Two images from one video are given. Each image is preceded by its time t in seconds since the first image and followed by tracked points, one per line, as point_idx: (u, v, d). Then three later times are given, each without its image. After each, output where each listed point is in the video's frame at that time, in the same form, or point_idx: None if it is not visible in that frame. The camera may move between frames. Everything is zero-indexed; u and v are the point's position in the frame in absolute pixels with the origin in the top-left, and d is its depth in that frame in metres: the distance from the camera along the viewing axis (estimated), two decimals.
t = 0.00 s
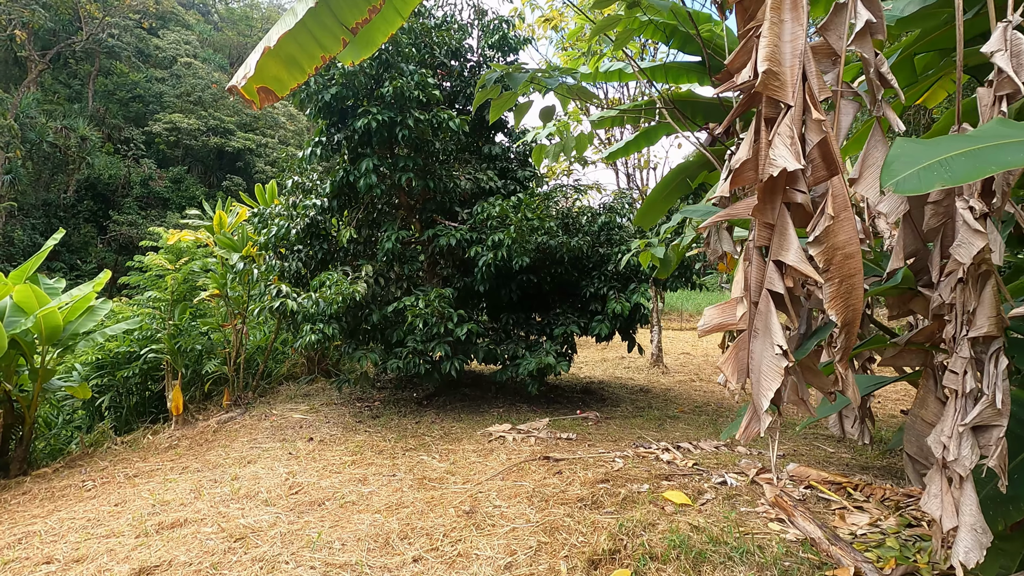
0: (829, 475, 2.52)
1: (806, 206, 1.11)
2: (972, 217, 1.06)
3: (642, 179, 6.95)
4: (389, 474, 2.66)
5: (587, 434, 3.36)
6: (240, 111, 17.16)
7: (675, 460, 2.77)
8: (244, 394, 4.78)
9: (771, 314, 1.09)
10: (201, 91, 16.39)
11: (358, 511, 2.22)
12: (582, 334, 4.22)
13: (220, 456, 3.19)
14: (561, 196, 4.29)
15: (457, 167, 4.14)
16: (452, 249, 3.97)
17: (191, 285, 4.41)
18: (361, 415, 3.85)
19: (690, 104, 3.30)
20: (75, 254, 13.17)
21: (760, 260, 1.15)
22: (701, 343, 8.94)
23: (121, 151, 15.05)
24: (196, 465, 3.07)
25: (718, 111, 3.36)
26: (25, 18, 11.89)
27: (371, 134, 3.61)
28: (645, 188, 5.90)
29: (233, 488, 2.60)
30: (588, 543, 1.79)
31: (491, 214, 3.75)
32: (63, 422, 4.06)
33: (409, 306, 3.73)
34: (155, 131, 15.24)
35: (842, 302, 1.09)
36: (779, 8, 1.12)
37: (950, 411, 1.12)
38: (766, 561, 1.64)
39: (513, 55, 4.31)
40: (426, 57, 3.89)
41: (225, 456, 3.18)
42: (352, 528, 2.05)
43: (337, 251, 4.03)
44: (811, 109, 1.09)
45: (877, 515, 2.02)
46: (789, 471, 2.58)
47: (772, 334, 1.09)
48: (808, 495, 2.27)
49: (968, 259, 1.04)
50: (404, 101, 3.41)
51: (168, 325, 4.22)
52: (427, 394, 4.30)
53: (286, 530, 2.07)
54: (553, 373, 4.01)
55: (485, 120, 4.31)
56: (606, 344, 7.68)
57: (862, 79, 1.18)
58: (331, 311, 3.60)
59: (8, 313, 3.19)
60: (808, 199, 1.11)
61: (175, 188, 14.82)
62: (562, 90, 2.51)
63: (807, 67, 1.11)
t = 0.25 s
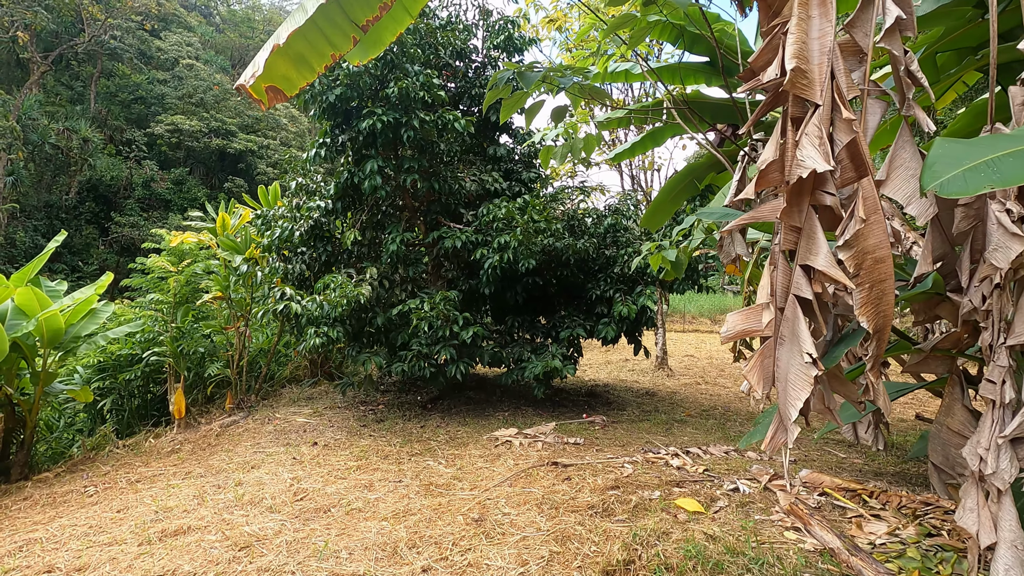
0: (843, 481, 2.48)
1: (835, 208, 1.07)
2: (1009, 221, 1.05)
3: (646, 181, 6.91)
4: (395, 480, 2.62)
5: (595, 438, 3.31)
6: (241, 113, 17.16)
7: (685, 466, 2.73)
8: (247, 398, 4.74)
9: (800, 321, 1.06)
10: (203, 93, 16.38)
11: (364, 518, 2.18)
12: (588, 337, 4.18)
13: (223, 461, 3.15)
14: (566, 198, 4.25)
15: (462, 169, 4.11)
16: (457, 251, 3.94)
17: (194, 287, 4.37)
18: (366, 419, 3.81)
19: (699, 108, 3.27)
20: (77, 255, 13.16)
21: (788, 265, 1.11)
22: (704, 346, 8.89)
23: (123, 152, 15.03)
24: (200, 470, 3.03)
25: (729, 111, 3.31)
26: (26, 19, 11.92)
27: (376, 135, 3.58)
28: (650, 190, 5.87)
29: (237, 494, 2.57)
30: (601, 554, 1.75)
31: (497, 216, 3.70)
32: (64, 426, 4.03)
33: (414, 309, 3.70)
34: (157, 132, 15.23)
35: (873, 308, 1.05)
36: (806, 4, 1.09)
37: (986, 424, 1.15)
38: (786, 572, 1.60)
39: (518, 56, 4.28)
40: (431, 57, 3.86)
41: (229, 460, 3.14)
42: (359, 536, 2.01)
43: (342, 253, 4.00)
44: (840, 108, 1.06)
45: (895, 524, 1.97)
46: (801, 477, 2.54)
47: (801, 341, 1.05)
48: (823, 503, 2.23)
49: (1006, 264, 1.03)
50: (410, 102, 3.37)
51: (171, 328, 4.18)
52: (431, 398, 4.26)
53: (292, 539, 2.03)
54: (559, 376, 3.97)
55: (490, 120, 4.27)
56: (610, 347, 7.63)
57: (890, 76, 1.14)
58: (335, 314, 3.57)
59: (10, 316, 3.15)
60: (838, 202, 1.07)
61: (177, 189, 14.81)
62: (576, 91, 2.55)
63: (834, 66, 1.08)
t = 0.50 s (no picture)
0: (863, 487, 2.45)
1: (876, 211, 1.05)
2: None
3: (653, 183, 6.89)
4: (409, 485, 2.60)
5: (607, 443, 3.28)
6: (246, 115, 17.19)
7: (701, 471, 2.69)
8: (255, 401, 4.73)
9: (840, 327, 1.03)
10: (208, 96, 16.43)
11: (379, 524, 2.15)
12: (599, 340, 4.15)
13: (233, 465, 3.13)
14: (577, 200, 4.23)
15: (472, 171, 4.09)
16: (468, 254, 3.92)
17: (203, 289, 4.36)
18: (376, 422, 3.79)
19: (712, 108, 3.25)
20: (82, 257, 13.17)
21: (826, 269, 1.09)
22: (711, 349, 8.85)
23: (128, 155, 15.07)
24: (210, 474, 3.01)
25: (743, 112, 3.28)
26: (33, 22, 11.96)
27: (387, 137, 3.56)
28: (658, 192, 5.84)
29: (249, 499, 2.54)
30: (624, 562, 1.72)
31: (508, 218, 3.67)
32: (72, 428, 4.01)
33: (424, 311, 3.68)
34: (162, 134, 15.26)
35: (915, 313, 1.02)
36: (846, 2, 1.07)
37: None
38: None
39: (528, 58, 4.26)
40: (441, 59, 3.85)
41: (239, 464, 3.12)
42: (375, 543, 1.98)
43: (351, 255, 3.99)
44: (881, 109, 1.03)
45: (920, 532, 1.94)
46: (820, 483, 2.50)
47: (841, 347, 1.03)
48: (844, 510, 2.19)
49: None
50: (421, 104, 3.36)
51: (179, 330, 4.16)
52: (440, 401, 4.24)
53: (308, 545, 2.00)
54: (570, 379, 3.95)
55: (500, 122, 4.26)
56: (617, 350, 7.60)
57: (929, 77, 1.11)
58: (346, 317, 3.54)
59: (20, 319, 3.13)
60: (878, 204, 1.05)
61: (181, 192, 14.83)
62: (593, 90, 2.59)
63: (874, 65, 1.05)
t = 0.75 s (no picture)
0: (879, 491, 2.43)
1: (908, 214, 1.04)
2: None
3: (660, 185, 6.89)
4: (423, 488, 2.59)
5: (620, 445, 3.28)
6: (252, 118, 17.26)
7: (715, 474, 2.68)
8: (265, 403, 4.74)
9: (872, 331, 1.03)
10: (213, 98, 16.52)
11: (396, 527, 2.16)
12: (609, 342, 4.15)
13: (246, 467, 3.13)
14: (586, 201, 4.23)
15: (482, 174, 4.10)
16: (478, 256, 3.93)
17: (213, 292, 4.37)
18: (387, 425, 3.79)
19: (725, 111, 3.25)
20: (89, 259, 13.23)
21: (858, 272, 1.09)
22: (717, 350, 8.84)
23: (134, 157, 15.14)
24: (223, 476, 3.01)
25: (756, 114, 3.29)
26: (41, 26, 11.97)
27: (398, 139, 3.57)
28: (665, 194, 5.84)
29: (264, 502, 2.55)
30: (644, 567, 1.71)
31: (519, 221, 3.67)
32: (82, 430, 4.01)
33: (435, 314, 3.68)
34: (167, 137, 15.33)
35: (949, 317, 1.02)
36: (878, 5, 1.08)
37: None
38: None
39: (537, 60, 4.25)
40: (451, 62, 3.86)
41: (252, 467, 3.12)
42: (393, 546, 1.98)
43: (362, 258, 4.00)
44: (914, 112, 1.03)
45: (941, 535, 1.92)
46: (836, 486, 2.49)
47: (874, 352, 1.03)
48: (863, 513, 2.18)
49: None
50: (433, 107, 3.36)
51: (190, 332, 4.18)
52: (450, 403, 4.24)
53: (326, 548, 2.00)
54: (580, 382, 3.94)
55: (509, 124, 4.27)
56: (623, 352, 7.59)
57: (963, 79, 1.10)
58: (357, 319, 3.55)
59: (34, 322, 3.14)
60: (911, 207, 1.04)
61: (187, 194, 14.90)
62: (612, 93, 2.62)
63: (906, 68, 1.05)
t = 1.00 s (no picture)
0: (908, 497, 2.39)
1: (955, 216, 1.03)
2: None
3: (673, 188, 6.86)
4: (445, 494, 2.58)
5: (639, 451, 3.25)
6: (264, 125, 17.43)
7: (739, 480, 2.65)
8: (282, 408, 4.76)
9: (918, 336, 1.03)
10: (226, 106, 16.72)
11: (419, 533, 2.15)
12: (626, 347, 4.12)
13: (266, 472, 3.14)
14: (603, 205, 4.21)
15: (497, 178, 4.10)
16: (495, 261, 3.93)
17: (230, 297, 4.40)
18: (404, 430, 3.79)
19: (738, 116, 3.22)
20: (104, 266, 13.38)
21: (903, 276, 1.08)
22: (730, 354, 8.77)
23: (149, 165, 15.33)
24: (244, 482, 3.02)
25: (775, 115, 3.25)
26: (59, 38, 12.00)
27: (416, 145, 3.58)
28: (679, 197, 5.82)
29: (286, 507, 2.55)
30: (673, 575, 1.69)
31: (537, 225, 3.67)
32: (102, 435, 4.05)
33: (453, 319, 3.68)
34: (181, 145, 15.52)
35: (998, 320, 1.00)
36: (921, 5, 1.07)
37: None
38: None
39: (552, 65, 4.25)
40: (467, 68, 3.88)
41: (271, 472, 3.13)
42: (419, 553, 1.98)
43: (378, 263, 4.01)
44: (960, 113, 1.02)
45: (976, 543, 1.88)
46: (863, 492, 2.45)
47: (921, 357, 1.02)
48: (893, 521, 2.14)
49: None
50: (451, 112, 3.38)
51: (209, 338, 4.21)
52: (466, 408, 4.23)
53: (351, 554, 2.00)
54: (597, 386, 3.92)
55: (525, 129, 4.27)
56: (636, 357, 7.55)
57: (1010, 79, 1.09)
58: (375, 325, 3.55)
59: (58, 328, 3.17)
60: (958, 209, 1.03)
61: (201, 201, 15.06)
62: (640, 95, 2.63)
63: (950, 68, 1.04)
